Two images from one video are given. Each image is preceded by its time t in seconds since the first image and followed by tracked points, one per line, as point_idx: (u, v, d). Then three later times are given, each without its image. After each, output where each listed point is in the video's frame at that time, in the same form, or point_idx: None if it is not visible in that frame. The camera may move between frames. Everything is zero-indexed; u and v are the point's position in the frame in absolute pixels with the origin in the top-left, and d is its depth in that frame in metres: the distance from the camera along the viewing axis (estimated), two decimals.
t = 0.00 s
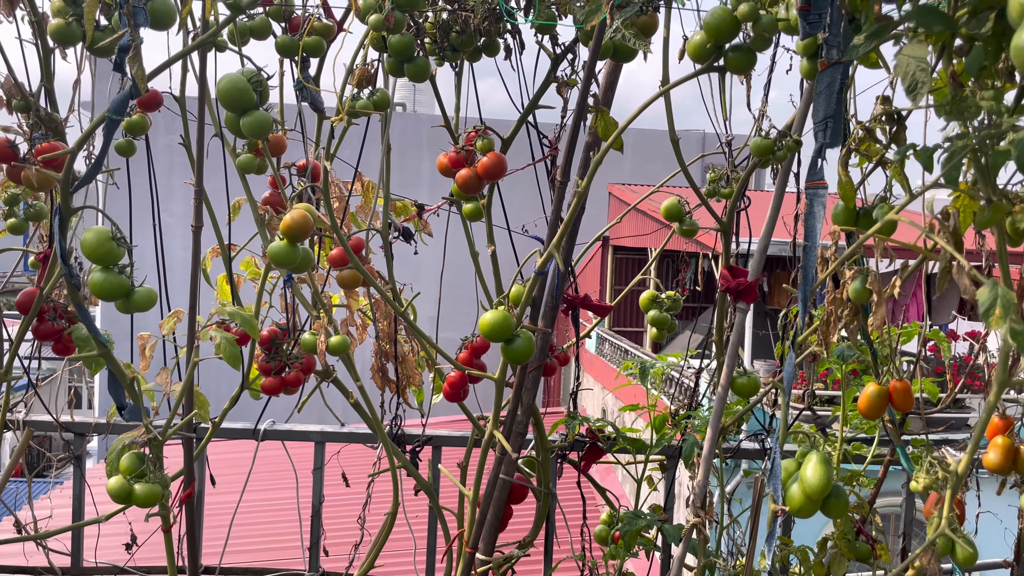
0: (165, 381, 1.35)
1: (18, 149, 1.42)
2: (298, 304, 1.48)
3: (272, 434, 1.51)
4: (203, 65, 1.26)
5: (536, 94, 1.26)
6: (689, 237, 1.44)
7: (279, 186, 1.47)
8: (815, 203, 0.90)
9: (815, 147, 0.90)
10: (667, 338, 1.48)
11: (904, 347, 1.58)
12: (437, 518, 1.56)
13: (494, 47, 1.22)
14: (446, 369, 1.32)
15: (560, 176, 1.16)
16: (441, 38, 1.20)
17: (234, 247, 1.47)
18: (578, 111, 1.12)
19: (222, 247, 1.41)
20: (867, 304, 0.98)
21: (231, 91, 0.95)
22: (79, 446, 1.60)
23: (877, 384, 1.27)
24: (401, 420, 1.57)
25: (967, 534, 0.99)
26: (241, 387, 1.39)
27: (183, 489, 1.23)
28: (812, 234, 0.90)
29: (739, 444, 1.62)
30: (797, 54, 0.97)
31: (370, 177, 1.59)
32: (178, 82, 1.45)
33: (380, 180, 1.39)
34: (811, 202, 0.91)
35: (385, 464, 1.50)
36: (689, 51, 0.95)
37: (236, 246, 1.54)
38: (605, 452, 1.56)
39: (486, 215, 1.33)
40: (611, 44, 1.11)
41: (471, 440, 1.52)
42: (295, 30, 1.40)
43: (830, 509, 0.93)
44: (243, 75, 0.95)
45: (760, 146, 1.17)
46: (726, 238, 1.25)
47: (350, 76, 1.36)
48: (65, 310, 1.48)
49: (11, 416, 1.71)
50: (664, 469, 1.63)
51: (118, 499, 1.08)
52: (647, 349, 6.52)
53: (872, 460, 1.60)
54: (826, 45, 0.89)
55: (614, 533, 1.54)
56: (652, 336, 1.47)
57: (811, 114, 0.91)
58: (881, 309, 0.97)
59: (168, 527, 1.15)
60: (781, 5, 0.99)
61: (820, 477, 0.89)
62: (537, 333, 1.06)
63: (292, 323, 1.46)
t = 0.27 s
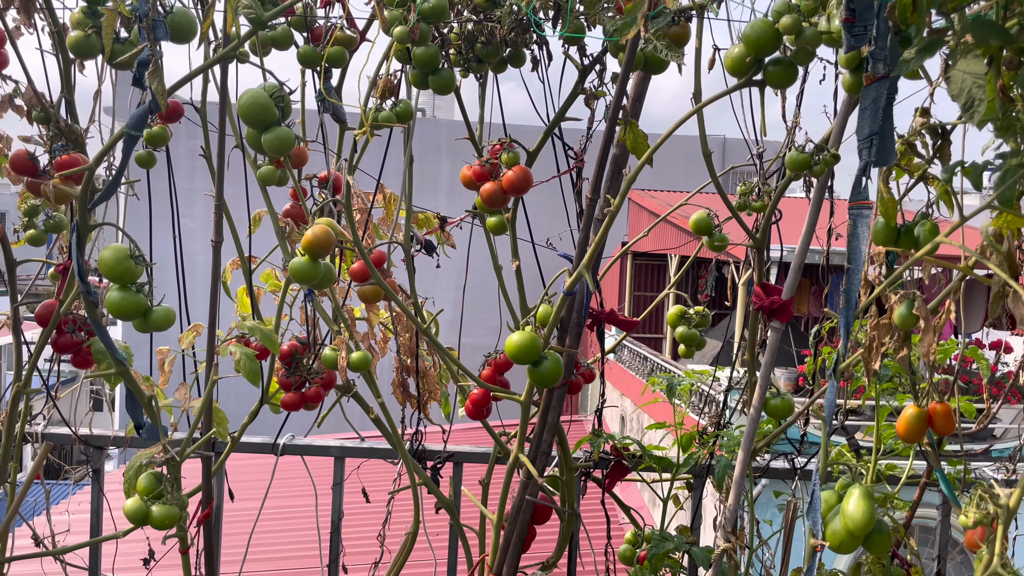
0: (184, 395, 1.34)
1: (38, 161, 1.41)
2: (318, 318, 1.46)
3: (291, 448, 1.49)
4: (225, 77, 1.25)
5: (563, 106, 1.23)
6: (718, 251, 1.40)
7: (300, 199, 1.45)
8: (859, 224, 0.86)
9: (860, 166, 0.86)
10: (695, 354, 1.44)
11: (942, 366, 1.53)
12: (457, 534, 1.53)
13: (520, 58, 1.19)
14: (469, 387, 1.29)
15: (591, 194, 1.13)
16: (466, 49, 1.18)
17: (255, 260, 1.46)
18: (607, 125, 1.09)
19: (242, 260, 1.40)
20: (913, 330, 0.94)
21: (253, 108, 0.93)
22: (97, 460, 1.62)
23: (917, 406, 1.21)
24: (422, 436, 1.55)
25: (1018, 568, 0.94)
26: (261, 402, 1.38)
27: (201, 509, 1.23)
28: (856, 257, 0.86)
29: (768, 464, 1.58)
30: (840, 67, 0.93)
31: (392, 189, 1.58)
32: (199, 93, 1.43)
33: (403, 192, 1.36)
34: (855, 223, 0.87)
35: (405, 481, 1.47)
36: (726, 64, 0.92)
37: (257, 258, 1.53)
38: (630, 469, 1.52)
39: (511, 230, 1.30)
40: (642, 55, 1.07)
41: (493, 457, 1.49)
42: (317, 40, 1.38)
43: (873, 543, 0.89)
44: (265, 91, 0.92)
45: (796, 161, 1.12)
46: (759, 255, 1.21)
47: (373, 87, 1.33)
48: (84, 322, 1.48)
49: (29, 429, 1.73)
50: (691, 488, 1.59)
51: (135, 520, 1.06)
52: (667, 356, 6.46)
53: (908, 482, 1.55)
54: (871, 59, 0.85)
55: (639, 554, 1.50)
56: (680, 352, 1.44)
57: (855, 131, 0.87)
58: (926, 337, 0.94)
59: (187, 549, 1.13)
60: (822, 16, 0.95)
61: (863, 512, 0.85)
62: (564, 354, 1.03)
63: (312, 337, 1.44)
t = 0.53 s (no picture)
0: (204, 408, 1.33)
1: (60, 173, 1.42)
2: (338, 331, 1.45)
3: (310, 461, 1.48)
4: (248, 89, 1.24)
5: (588, 119, 1.21)
6: (745, 266, 1.38)
7: (321, 211, 1.44)
8: (898, 244, 0.84)
9: (899, 184, 0.83)
10: (720, 370, 1.41)
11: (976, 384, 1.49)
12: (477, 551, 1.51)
13: (545, 71, 1.18)
14: (490, 402, 1.27)
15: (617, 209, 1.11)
16: (491, 61, 1.16)
17: (276, 272, 1.45)
18: (634, 139, 1.07)
19: (262, 271, 1.39)
20: (953, 353, 0.91)
21: (278, 124, 0.91)
22: (116, 472, 1.63)
23: (950, 426, 1.16)
24: (442, 450, 1.53)
25: None
26: (280, 416, 1.37)
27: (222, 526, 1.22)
28: (895, 278, 0.84)
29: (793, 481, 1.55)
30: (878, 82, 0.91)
31: (413, 201, 1.58)
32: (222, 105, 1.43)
33: (424, 205, 1.35)
34: (894, 243, 0.84)
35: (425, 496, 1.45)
36: (761, 79, 0.90)
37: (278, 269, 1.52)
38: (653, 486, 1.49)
39: (534, 243, 1.28)
40: (671, 68, 1.05)
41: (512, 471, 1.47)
42: (339, 52, 1.37)
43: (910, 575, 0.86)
44: (289, 106, 0.91)
45: (827, 176, 1.10)
46: (788, 271, 1.19)
47: (396, 99, 1.32)
48: (105, 333, 1.49)
49: (47, 439, 1.74)
50: (714, 505, 1.56)
51: (154, 538, 1.05)
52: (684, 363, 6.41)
53: (937, 500, 1.51)
54: (912, 74, 0.83)
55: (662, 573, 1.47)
56: (705, 367, 1.41)
57: (895, 148, 0.84)
58: (964, 359, 0.92)
59: (205, 566, 1.13)
60: (857, 28, 0.93)
61: (901, 543, 0.82)
62: (590, 373, 1.01)
63: (332, 349, 1.43)
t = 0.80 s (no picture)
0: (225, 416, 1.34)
1: (86, 182, 1.43)
2: (359, 340, 1.45)
3: (330, 470, 1.48)
4: (272, 99, 1.25)
5: (612, 129, 1.20)
6: (769, 277, 1.36)
7: (343, 220, 1.45)
8: (932, 259, 0.82)
9: (933, 198, 0.82)
10: (744, 382, 1.40)
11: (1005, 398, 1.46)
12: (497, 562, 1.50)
13: (569, 80, 1.17)
14: (512, 413, 1.27)
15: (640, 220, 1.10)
16: (514, 71, 1.16)
17: (297, 281, 1.46)
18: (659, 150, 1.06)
19: (283, 280, 1.39)
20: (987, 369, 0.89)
21: (304, 135, 0.92)
22: (137, 478, 1.64)
23: (979, 442, 1.11)
24: (461, 460, 1.52)
25: None
26: (301, 424, 1.37)
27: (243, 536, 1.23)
28: (929, 294, 0.82)
29: (816, 495, 1.52)
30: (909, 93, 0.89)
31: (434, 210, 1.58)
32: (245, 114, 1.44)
33: (446, 214, 1.34)
34: (928, 258, 0.83)
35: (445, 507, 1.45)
36: (791, 91, 0.89)
37: (299, 278, 1.52)
38: (675, 499, 1.48)
39: (556, 253, 1.28)
40: (697, 79, 1.04)
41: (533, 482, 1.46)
42: (362, 61, 1.38)
43: None
44: (315, 117, 0.91)
45: (854, 187, 1.08)
46: (815, 283, 1.17)
47: (418, 109, 1.32)
48: (126, 341, 1.50)
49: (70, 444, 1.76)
50: (736, 518, 1.54)
51: (177, 547, 1.06)
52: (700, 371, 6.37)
53: (964, 516, 1.48)
54: (946, 86, 0.81)
55: None
56: (728, 379, 1.40)
57: (928, 161, 0.82)
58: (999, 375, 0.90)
59: None
60: (888, 39, 0.91)
61: (936, 564, 0.80)
62: (615, 386, 1.00)
63: (353, 358, 1.43)
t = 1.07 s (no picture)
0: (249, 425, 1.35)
1: (114, 193, 1.46)
2: (381, 349, 1.46)
3: (351, 478, 1.49)
4: (297, 111, 1.26)
5: (635, 141, 1.21)
6: (791, 289, 1.36)
7: (366, 230, 1.47)
8: (962, 276, 0.82)
9: (962, 216, 0.81)
10: (765, 394, 1.39)
11: None
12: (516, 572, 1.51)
13: (592, 93, 1.18)
14: (533, 424, 1.27)
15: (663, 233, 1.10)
16: (538, 84, 1.17)
17: (320, 290, 1.47)
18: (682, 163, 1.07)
19: (307, 289, 1.40)
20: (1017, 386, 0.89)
21: (333, 151, 0.93)
22: (161, 484, 1.66)
23: (1005, 455, 1.05)
24: (481, 469, 1.53)
25: None
26: (324, 433, 1.38)
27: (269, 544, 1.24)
28: (959, 311, 0.82)
29: (838, 508, 1.51)
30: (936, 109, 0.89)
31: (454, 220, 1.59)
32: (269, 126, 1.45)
33: (468, 225, 1.35)
34: (958, 276, 0.83)
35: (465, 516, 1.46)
36: (817, 108, 0.90)
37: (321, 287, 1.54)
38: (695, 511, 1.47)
39: (578, 265, 1.28)
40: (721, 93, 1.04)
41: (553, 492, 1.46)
42: (386, 73, 1.39)
43: None
44: (345, 133, 0.93)
45: (880, 202, 1.08)
46: (840, 297, 1.17)
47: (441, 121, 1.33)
48: (151, 348, 1.52)
49: (95, 450, 1.78)
50: (757, 531, 1.54)
51: (203, 555, 1.07)
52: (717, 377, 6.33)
53: (988, 530, 1.47)
54: (974, 103, 0.80)
55: None
56: (749, 391, 1.39)
57: (957, 179, 0.82)
58: None
59: None
60: (914, 55, 0.91)
61: None
62: (639, 400, 1.00)
63: (375, 367, 1.44)
